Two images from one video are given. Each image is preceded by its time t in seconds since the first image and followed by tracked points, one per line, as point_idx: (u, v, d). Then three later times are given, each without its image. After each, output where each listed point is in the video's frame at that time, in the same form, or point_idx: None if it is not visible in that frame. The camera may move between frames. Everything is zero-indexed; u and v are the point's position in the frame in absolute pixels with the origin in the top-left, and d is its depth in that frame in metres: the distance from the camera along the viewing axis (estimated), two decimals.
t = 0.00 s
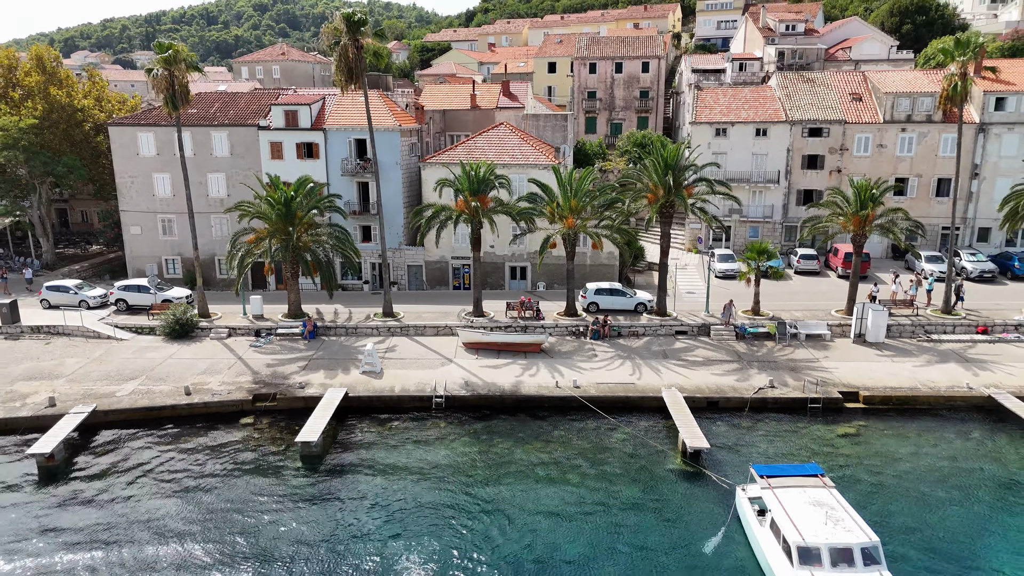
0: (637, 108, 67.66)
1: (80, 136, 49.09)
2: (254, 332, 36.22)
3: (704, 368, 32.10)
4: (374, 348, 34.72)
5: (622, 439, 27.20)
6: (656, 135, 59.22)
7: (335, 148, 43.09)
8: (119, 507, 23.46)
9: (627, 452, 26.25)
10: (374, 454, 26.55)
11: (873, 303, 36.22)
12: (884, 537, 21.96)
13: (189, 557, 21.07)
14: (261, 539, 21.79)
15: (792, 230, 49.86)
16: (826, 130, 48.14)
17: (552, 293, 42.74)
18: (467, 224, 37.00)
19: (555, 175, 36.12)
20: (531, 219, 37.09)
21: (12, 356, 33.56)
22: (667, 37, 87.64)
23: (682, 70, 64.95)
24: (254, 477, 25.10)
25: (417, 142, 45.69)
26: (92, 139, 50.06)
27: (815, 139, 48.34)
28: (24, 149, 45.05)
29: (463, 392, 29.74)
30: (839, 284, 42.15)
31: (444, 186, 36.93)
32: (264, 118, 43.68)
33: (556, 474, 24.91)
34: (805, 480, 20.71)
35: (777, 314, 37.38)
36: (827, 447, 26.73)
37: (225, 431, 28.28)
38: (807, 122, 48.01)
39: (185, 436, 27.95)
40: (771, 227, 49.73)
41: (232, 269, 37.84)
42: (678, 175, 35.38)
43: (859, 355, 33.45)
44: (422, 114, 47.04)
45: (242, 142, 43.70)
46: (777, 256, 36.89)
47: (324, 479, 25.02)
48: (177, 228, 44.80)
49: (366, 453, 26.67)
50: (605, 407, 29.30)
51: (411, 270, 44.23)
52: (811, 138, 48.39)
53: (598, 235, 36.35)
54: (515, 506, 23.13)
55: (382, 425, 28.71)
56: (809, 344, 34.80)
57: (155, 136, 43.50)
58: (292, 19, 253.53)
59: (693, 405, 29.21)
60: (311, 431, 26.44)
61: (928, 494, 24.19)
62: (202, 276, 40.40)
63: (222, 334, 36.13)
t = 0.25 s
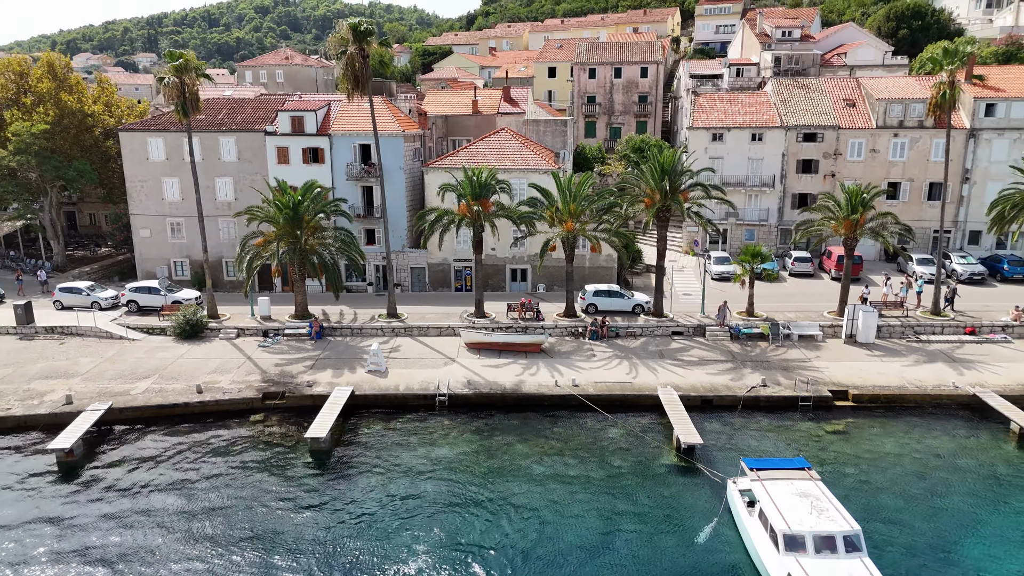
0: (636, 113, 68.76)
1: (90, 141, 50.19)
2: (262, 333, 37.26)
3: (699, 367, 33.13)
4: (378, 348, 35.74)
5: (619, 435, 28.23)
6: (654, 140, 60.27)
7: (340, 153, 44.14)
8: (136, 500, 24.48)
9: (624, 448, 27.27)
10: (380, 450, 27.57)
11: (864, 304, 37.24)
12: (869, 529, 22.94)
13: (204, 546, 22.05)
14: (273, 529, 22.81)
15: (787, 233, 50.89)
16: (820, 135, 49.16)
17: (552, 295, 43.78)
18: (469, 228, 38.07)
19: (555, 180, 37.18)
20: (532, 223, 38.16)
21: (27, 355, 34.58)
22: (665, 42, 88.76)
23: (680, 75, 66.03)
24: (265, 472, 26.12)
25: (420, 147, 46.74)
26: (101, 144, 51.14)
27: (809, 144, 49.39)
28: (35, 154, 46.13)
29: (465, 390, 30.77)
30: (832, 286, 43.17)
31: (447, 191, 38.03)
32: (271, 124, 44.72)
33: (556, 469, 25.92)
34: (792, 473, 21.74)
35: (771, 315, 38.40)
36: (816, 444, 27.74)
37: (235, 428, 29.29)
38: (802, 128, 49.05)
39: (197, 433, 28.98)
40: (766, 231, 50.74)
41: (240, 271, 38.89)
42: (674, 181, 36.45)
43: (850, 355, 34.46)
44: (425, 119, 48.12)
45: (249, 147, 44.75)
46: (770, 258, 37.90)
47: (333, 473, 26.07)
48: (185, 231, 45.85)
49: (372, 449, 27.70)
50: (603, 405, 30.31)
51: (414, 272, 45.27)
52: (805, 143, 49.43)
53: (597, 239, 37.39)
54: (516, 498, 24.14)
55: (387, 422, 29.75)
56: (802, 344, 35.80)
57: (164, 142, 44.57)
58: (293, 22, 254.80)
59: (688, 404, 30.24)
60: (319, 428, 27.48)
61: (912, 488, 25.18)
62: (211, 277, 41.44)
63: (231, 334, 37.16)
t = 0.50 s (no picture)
0: (634, 118, 69.88)
1: (100, 147, 51.32)
2: (270, 334, 38.30)
3: (694, 368, 34.17)
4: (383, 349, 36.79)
5: (616, 433, 29.26)
6: (652, 145, 61.37)
7: (345, 159, 45.20)
8: (152, 495, 25.50)
9: (621, 445, 28.29)
10: (386, 447, 28.60)
11: (855, 306, 38.30)
12: (855, 521, 23.98)
13: (219, 538, 23.11)
14: (285, 523, 23.83)
15: (782, 237, 51.94)
16: (814, 141, 50.23)
17: (552, 298, 44.84)
18: (470, 232, 39.14)
19: (555, 186, 38.22)
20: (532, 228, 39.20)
21: (43, 356, 35.64)
22: (664, 47, 89.90)
23: (678, 81, 67.17)
24: (275, 468, 27.14)
25: (423, 153, 47.82)
26: (110, 150, 52.26)
27: (804, 150, 50.46)
28: (47, 160, 47.21)
29: (468, 390, 31.81)
30: (826, 289, 44.21)
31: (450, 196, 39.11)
32: (277, 130, 45.78)
33: (555, 464, 26.97)
34: (780, 468, 22.77)
35: (765, 317, 39.44)
36: (806, 442, 28.77)
37: (246, 426, 30.34)
38: (796, 134, 50.11)
39: (209, 431, 30.02)
40: (762, 235, 51.78)
41: (248, 275, 39.95)
42: (671, 187, 37.52)
43: (841, 356, 35.51)
44: (428, 126, 49.21)
45: (256, 153, 45.81)
46: (764, 262, 38.93)
47: (341, 469, 27.10)
48: (193, 235, 46.92)
49: (378, 446, 28.72)
50: (601, 404, 31.33)
51: (416, 275, 46.32)
52: (800, 149, 50.50)
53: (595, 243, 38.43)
54: (517, 492, 25.17)
55: (392, 421, 30.79)
56: (795, 345, 36.84)
57: (173, 148, 45.66)
58: (294, 25, 256.16)
59: (683, 403, 31.27)
60: (327, 425, 28.52)
61: (898, 482, 26.21)
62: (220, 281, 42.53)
63: (240, 336, 38.22)
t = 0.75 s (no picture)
0: (632, 123, 71.00)
1: (109, 152, 52.48)
2: (277, 336, 39.33)
3: (689, 368, 35.21)
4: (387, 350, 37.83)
5: (614, 431, 30.30)
6: (650, 150, 62.48)
7: (349, 165, 46.26)
8: (167, 490, 26.52)
9: (618, 443, 29.34)
10: (391, 445, 29.63)
11: (846, 309, 39.36)
12: (842, 515, 25.02)
13: (232, 530, 24.16)
14: (296, 516, 24.85)
15: (777, 240, 53.01)
16: (809, 147, 51.31)
17: (551, 300, 45.91)
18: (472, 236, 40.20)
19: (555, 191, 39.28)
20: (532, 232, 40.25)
21: (57, 357, 36.72)
22: (662, 52, 90.98)
23: (676, 87, 68.30)
24: (285, 465, 28.18)
25: (425, 158, 48.88)
26: (119, 155, 53.39)
27: (798, 155, 51.54)
28: (58, 165, 48.32)
29: (470, 390, 32.85)
30: (819, 291, 45.26)
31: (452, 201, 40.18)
32: (283, 136, 46.85)
33: (554, 461, 28.01)
34: (769, 464, 23.83)
35: (759, 319, 40.50)
36: (797, 439, 29.81)
37: (256, 425, 31.38)
38: (791, 139, 51.19)
39: (220, 429, 31.05)
40: (757, 238, 52.84)
41: (256, 278, 40.99)
42: (667, 192, 38.59)
43: (832, 357, 36.57)
44: (430, 132, 50.29)
45: (263, 159, 46.88)
46: (758, 265, 39.97)
47: (348, 465, 28.14)
48: (201, 239, 47.98)
49: (384, 444, 29.77)
50: (600, 403, 32.36)
51: (419, 278, 47.37)
52: (794, 155, 51.57)
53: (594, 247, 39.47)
54: (517, 487, 26.20)
55: (396, 419, 31.83)
56: (787, 346, 37.90)
57: (181, 154, 46.73)
58: (295, 28, 257.39)
59: (678, 402, 32.31)
60: (335, 423, 29.55)
61: (884, 478, 27.24)
62: (228, 283, 43.61)
63: (247, 338, 39.26)
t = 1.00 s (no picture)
0: (631, 127, 72.10)
1: (117, 157, 53.57)
2: (284, 337, 40.37)
3: (685, 368, 36.27)
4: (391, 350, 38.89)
5: (611, 429, 31.36)
6: (649, 154, 63.54)
7: (354, 170, 47.35)
8: (181, 485, 27.56)
9: (615, 440, 30.40)
10: (396, 442, 30.68)
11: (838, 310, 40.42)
12: (829, 508, 26.06)
13: (245, 522, 25.20)
14: (305, 510, 25.88)
15: (772, 244, 54.05)
16: (803, 152, 52.39)
17: (550, 302, 46.97)
18: (473, 240, 41.25)
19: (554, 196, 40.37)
20: (531, 235, 41.30)
21: (70, 357, 37.77)
22: (660, 57, 92.14)
23: (674, 92, 69.43)
24: (294, 461, 29.23)
25: (427, 163, 49.96)
26: (127, 160, 54.50)
27: (792, 160, 52.62)
28: (68, 169, 49.39)
29: (472, 389, 33.92)
30: (812, 294, 46.33)
31: (455, 205, 41.35)
32: (288, 142, 47.92)
33: (553, 457, 29.06)
34: (759, 458, 24.89)
35: (753, 320, 41.54)
36: (788, 437, 30.86)
37: (265, 423, 32.42)
38: (785, 145, 52.26)
39: (230, 427, 32.09)
40: (753, 241, 53.87)
41: (263, 280, 42.04)
42: (664, 197, 39.71)
43: (824, 357, 37.63)
44: (433, 137, 51.40)
45: (269, 164, 47.97)
46: (752, 268, 41.03)
47: (354, 461, 29.23)
48: (208, 242, 49.02)
49: (389, 441, 30.82)
50: (598, 402, 33.43)
51: (421, 280, 48.38)
52: (789, 159, 52.65)
53: (592, 250, 40.54)
54: (518, 482, 27.29)
55: (401, 418, 32.88)
56: (781, 347, 38.95)
57: (189, 159, 47.82)
58: (296, 31, 258.64)
59: (673, 401, 33.35)
60: (341, 421, 30.59)
61: (871, 474, 28.28)
62: (235, 286, 44.68)
63: (255, 338, 40.32)
